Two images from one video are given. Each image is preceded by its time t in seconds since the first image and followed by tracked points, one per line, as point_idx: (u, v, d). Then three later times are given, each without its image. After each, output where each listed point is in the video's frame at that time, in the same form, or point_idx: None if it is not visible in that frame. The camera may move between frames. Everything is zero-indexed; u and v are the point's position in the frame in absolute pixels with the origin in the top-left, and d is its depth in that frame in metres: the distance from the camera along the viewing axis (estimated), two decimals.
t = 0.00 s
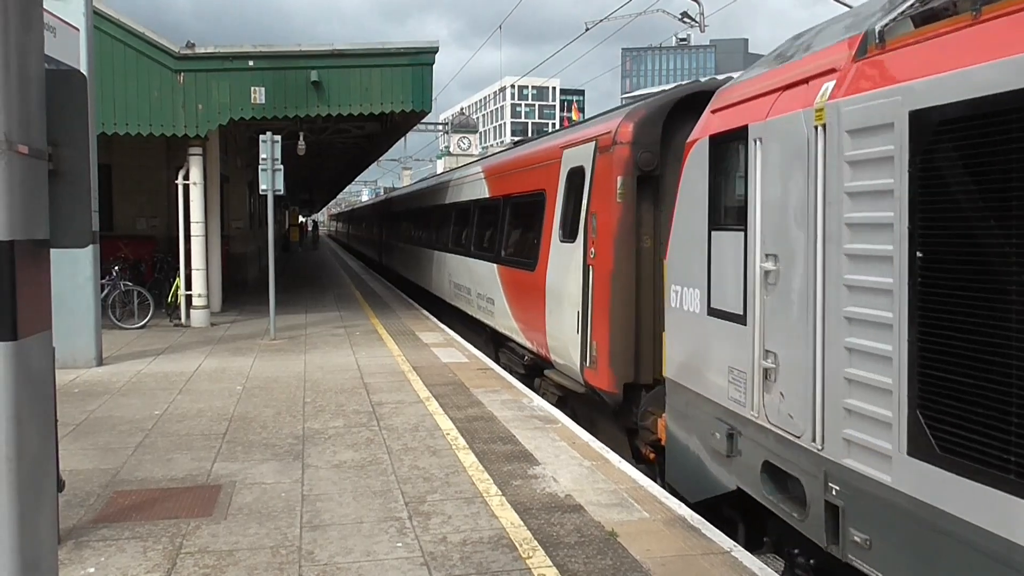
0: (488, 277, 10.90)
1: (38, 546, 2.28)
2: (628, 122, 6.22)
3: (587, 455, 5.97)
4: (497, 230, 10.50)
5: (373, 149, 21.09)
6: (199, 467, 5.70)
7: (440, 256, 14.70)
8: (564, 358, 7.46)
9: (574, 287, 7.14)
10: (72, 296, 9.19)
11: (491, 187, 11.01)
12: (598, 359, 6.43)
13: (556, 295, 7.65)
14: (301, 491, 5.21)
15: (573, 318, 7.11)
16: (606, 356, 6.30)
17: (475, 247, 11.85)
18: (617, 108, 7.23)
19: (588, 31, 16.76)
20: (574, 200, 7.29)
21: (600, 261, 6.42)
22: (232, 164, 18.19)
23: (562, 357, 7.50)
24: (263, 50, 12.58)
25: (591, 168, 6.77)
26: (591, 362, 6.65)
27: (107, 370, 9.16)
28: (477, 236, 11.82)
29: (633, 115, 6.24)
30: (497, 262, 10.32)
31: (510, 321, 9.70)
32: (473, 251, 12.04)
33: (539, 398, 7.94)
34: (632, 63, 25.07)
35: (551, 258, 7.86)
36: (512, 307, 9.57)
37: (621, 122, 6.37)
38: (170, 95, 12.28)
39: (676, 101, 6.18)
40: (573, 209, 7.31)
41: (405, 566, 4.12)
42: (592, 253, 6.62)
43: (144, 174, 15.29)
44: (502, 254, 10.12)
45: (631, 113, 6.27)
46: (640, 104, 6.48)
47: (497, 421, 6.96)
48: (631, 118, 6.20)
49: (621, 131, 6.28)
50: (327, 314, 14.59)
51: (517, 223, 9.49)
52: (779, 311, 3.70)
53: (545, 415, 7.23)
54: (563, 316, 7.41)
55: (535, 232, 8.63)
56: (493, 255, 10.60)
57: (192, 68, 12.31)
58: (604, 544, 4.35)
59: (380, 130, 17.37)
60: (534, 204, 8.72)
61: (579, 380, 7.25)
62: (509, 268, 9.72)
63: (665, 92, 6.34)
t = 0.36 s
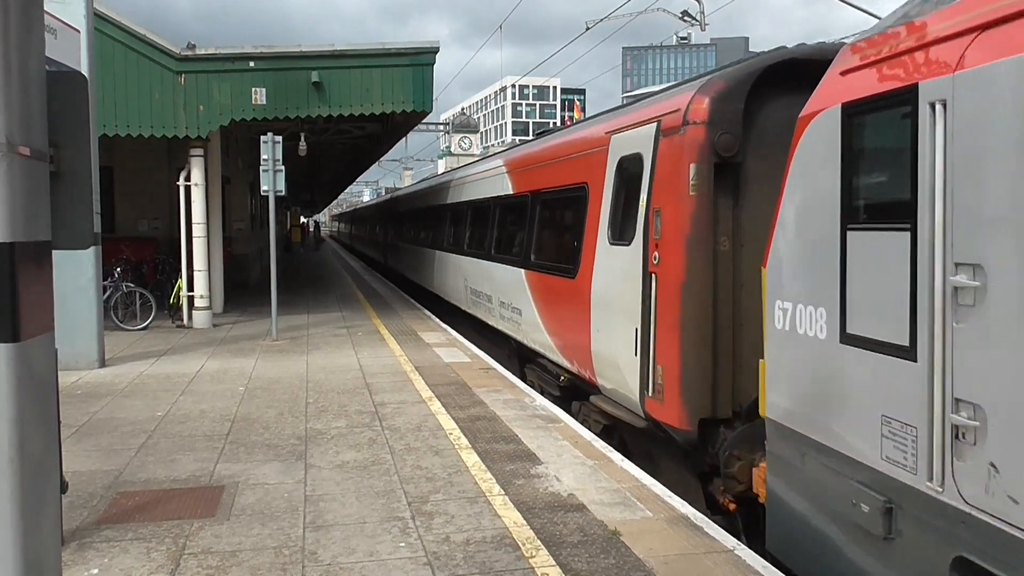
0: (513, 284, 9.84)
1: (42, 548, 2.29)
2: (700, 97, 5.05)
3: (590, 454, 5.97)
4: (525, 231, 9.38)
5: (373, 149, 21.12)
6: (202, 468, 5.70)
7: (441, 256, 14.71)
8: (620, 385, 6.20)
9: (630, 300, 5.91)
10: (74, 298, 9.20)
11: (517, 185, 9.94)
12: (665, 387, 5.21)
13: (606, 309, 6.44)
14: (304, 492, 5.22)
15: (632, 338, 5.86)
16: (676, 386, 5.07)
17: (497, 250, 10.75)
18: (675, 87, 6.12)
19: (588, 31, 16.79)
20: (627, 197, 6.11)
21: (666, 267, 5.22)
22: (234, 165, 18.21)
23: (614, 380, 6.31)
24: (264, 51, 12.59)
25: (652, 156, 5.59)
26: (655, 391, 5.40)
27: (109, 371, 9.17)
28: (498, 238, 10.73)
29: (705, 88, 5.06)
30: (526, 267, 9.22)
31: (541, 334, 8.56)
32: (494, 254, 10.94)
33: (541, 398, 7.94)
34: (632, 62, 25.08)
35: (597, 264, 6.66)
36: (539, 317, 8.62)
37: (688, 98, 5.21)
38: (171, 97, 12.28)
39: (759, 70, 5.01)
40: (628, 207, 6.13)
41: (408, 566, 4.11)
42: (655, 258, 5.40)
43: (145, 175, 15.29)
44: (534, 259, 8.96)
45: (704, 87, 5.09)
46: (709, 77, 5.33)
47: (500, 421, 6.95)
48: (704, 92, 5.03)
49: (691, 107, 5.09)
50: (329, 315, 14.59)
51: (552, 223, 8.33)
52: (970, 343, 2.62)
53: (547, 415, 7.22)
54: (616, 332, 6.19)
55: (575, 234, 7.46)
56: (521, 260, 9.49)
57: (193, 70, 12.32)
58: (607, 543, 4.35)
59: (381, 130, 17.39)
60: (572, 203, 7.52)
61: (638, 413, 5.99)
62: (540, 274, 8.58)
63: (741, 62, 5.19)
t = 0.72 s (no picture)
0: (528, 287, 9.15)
1: (44, 548, 2.29)
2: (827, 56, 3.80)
3: (591, 454, 5.97)
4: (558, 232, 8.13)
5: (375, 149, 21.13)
6: (204, 467, 5.71)
7: (443, 255, 14.72)
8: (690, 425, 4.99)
9: (707, 321, 4.66)
10: (77, 297, 9.21)
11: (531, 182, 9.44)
12: (770, 434, 4.00)
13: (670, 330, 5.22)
14: (306, 491, 5.22)
15: (715, 370, 4.59)
16: (784, 435, 3.88)
17: (523, 253, 9.54)
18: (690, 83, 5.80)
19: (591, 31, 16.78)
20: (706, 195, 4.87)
21: (771, 280, 3.99)
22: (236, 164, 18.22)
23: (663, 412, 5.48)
24: (266, 50, 12.60)
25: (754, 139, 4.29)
26: (750, 439, 4.21)
27: (112, 370, 9.18)
28: (523, 239, 9.57)
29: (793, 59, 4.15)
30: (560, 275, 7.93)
31: (577, 353, 7.36)
32: (519, 258, 9.73)
33: (543, 398, 7.94)
34: (635, 63, 25.13)
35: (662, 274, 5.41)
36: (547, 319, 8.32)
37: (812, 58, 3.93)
38: (173, 96, 12.29)
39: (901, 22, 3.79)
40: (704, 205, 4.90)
41: (410, 566, 4.12)
42: (757, 268, 4.13)
43: (148, 175, 15.32)
44: (569, 265, 7.69)
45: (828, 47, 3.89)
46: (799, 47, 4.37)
47: (502, 421, 6.95)
48: (829, 55, 3.82)
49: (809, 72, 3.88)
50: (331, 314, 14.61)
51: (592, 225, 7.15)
52: None
53: (549, 415, 7.22)
54: (687, 361, 4.94)
55: (630, 238, 6.16)
56: (553, 267, 8.24)
57: (196, 69, 12.33)
58: (609, 543, 4.35)
59: (383, 130, 17.42)
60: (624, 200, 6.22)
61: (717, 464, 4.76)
62: (579, 282, 7.32)
63: (831, 29, 4.30)
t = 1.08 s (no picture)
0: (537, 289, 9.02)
1: (45, 549, 2.29)
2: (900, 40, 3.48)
3: (592, 454, 5.97)
4: (584, 233, 7.62)
5: (376, 149, 21.13)
6: (204, 466, 5.71)
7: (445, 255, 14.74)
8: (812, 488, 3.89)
9: (851, 357, 3.54)
10: (78, 296, 9.22)
11: (538, 180, 9.36)
12: (970, 515, 2.94)
13: (783, 365, 4.06)
14: (307, 491, 5.22)
15: (862, 423, 3.47)
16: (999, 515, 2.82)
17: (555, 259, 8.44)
18: (687, 82, 5.89)
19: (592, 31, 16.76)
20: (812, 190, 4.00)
21: (970, 304, 2.93)
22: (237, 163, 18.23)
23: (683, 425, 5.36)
24: (268, 50, 12.61)
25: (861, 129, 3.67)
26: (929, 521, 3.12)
27: (113, 369, 9.18)
28: (539, 240, 9.15)
29: (807, 62, 4.20)
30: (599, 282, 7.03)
31: (637, 383, 6.08)
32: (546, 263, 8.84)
33: (544, 398, 7.93)
34: (636, 62, 25.14)
35: (774, 292, 4.20)
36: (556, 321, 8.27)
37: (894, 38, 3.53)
38: (175, 95, 12.29)
39: None
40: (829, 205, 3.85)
41: (410, 565, 4.11)
42: (938, 287, 3.07)
43: (149, 174, 15.32)
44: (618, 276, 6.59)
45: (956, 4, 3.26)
46: (804, 46, 4.44)
47: (502, 421, 6.95)
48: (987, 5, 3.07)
49: (879, 60, 3.58)
50: (332, 313, 14.62)
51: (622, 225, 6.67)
52: None
53: (550, 414, 7.22)
54: (813, 407, 3.81)
55: (712, 243, 5.02)
56: (586, 272, 7.41)
57: (198, 68, 12.34)
58: (609, 543, 4.36)
59: (385, 130, 17.45)
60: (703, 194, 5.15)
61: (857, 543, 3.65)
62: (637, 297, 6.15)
63: (835, 26, 4.33)
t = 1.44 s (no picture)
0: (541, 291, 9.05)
1: (49, 548, 2.29)
2: (924, 42, 3.49)
3: (595, 454, 5.96)
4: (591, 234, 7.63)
5: (378, 148, 21.11)
6: (207, 466, 5.71)
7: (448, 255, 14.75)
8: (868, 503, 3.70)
9: (979, 385, 3.00)
10: (81, 296, 9.22)
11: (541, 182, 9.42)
12: None
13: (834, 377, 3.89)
14: (309, 490, 5.22)
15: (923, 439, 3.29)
16: None
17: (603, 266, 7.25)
18: (694, 81, 5.89)
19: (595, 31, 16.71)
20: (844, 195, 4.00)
21: None
22: (240, 164, 18.24)
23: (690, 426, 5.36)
24: (270, 50, 12.62)
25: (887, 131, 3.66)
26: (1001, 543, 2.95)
27: (116, 369, 9.19)
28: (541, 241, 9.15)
29: (822, 62, 4.23)
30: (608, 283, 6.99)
31: (716, 419, 4.97)
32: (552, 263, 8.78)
33: (547, 397, 7.92)
34: (639, 62, 25.14)
35: (949, 317, 3.20)
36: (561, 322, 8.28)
37: (919, 39, 3.53)
38: (178, 95, 12.29)
39: None
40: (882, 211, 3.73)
41: (413, 565, 4.11)
42: None
43: (152, 174, 15.35)
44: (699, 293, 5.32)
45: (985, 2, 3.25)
46: (814, 45, 4.44)
47: (505, 421, 6.94)
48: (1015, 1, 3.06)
49: (901, 61, 3.59)
50: (334, 313, 14.62)
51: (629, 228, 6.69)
52: None
53: (552, 414, 7.21)
54: (871, 421, 3.63)
55: (863, 255, 3.85)
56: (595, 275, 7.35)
57: (201, 68, 12.35)
58: (612, 542, 4.35)
59: (387, 130, 17.47)
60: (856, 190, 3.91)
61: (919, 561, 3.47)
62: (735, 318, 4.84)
63: (843, 23, 4.35)
